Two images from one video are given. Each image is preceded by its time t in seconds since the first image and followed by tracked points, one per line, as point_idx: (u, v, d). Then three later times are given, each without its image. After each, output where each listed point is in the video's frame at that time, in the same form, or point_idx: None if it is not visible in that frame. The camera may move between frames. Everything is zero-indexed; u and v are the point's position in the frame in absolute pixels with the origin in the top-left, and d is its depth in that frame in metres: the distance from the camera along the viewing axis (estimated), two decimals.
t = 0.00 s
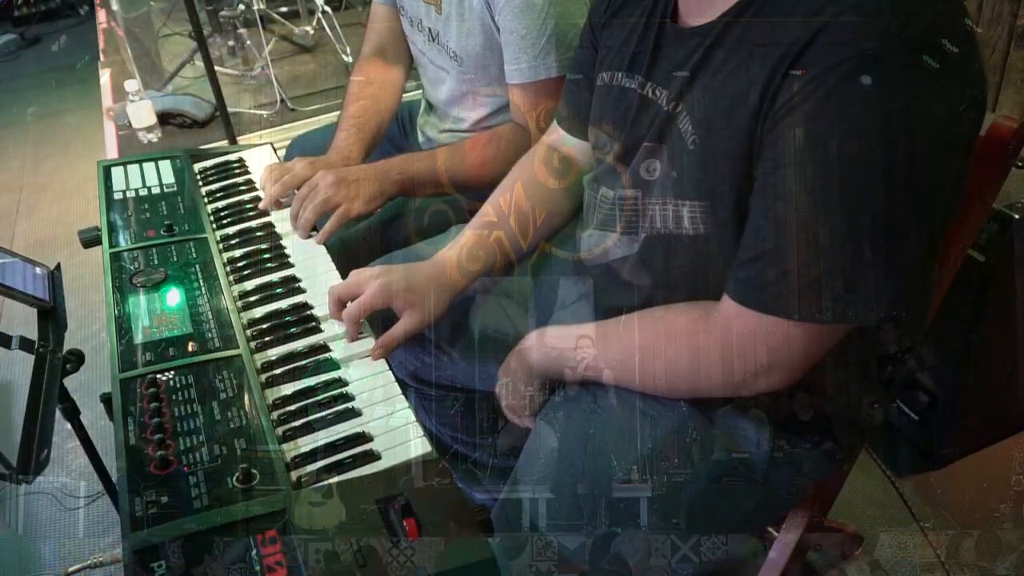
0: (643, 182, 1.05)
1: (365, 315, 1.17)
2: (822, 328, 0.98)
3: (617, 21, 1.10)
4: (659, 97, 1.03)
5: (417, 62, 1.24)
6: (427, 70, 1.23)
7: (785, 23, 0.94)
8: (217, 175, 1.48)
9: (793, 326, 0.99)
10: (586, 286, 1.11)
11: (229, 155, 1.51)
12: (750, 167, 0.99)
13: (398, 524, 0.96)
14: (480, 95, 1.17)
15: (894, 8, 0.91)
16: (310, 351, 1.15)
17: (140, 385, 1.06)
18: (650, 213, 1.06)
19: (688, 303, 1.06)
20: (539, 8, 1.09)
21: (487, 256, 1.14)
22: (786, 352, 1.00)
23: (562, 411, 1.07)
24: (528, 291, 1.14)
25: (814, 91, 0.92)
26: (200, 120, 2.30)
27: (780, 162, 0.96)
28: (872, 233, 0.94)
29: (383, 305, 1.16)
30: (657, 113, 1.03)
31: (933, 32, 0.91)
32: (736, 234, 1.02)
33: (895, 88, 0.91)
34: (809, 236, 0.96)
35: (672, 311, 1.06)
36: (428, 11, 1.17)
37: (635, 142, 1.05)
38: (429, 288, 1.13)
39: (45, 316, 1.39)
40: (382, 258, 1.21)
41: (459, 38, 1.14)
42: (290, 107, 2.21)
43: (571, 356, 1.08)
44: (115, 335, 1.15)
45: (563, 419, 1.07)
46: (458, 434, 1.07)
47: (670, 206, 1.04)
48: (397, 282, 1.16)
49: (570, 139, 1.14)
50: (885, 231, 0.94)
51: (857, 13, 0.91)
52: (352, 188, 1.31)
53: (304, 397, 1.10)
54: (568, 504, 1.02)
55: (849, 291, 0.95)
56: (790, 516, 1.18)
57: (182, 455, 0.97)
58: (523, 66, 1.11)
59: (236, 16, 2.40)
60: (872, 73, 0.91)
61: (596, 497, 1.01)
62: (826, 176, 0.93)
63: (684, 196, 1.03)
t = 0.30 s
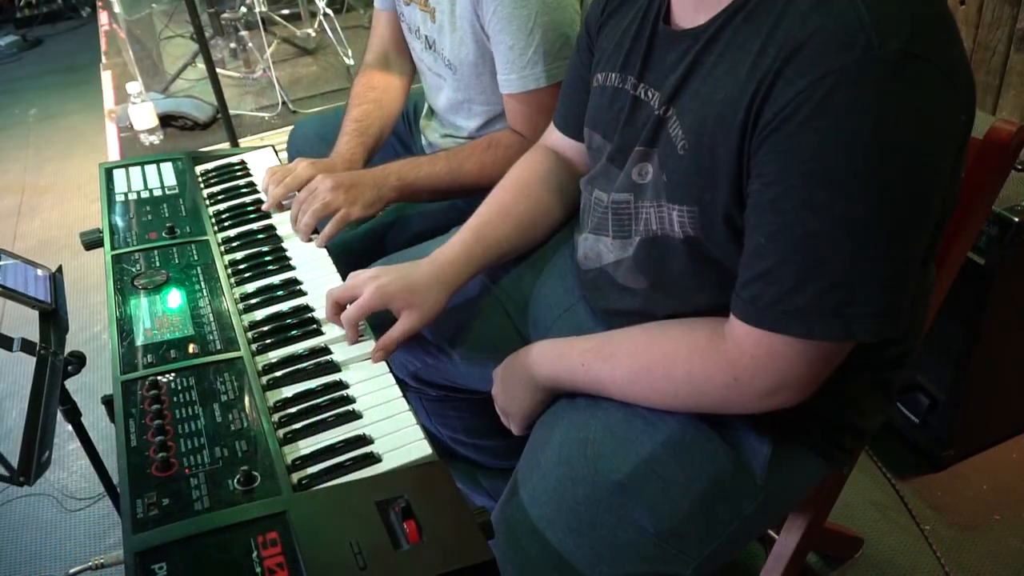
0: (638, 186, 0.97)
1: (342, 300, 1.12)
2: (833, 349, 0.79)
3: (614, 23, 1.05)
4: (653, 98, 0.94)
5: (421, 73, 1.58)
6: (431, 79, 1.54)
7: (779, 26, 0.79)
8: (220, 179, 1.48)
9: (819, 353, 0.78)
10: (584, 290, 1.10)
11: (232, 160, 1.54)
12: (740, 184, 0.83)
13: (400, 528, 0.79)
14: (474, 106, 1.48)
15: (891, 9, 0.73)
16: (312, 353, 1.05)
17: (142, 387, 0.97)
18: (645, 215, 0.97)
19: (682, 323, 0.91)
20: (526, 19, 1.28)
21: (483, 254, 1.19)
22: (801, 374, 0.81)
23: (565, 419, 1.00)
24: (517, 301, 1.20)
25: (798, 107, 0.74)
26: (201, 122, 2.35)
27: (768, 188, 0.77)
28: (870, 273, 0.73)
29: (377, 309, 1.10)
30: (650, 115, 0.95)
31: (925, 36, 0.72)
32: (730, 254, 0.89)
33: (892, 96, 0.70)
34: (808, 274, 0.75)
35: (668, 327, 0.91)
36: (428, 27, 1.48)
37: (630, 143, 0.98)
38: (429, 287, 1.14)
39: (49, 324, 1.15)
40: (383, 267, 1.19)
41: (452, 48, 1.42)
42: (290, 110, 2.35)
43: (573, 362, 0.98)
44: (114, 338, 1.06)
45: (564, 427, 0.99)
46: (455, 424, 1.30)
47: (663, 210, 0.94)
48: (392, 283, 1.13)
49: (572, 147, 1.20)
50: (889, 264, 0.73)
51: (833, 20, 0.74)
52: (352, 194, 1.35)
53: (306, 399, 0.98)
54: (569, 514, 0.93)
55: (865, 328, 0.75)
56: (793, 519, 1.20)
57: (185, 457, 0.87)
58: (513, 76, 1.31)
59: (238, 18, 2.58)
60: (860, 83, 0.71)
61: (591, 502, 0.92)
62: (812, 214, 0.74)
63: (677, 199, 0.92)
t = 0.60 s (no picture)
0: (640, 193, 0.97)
1: (343, 304, 1.11)
2: (833, 355, 0.79)
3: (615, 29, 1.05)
4: (654, 106, 0.94)
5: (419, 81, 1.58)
6: (430, 88, 1.54)
7: (783, 33, 0.79)
8: (222, 184, 1.48)
9: (822, 358, 0.79)
10: (587, 295, 1.11)
11: (232, 164, 1.54)
12: (744, 189, 0.83)
13: (398, 533, 0.79)
14: (473, 115, 1.49)
15: (895, 15, 0.73)
16: (313, 358, 1.06)
17: (143, 392, 0.97)
18: (647, 223, 0.98)
19: (685, 328, 0.91)
20: (517, 30, 1.27)
21: (484, 258, 1.19)
22: (802, 379, 0.81)
23: (566, 424, 1.00)
24: (518, 306, 1.20)
25: (803, 113, 0.74)
26: (203, 126, 2.35)
27: (773, 194, 0.77)
28: (875, 278, 0.73)
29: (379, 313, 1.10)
30: (652, 122, 0.95)
31: (929, 42, 0.72)
32: (733, 258, 0.89)
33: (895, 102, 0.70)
34: (813, 278, 0.75)
35: (671, 332, 0.91)
36: (425, 37, 1.48)
37: (631, 151, 0.99)
38: (429, 291, 1.14)
39: (51, 328, 1.15)
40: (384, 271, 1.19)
41: (447, 58, 1.43)
42: (291, 114, 2.38)
43: (574, 366, 0.98)
44: (117, 343, 1.06)
45: (565, 432, 0.99)
46: (456, 428, 1.30)
47: (669, 216, 0.93)
48: (393, 287, 1.13)
49: (571, 153, 1.21)
50: (893, 270, 0.73)
51: (837, 27, 0.74)
52: (354, 200, 1.35)
53: (307, 404, 0.98)
54: (568, 518, 0.93)
55: (869, 332, 0.75)
56: (791, 520, 1.20)
57: (185, 462, 0.87)
58: (507, 87, 1.32)
59: (241, 23, 2.55)
60: (865, 90, 0.71)
61: (592, 506, 0.92)
62: (817, 220, 0.74)
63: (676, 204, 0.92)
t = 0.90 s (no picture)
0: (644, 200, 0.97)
1: (346, 309, 1.12)
2: (837, 365, 0.79)
3: (619, 35, 1.05)
4: (659, 114, 0.94)
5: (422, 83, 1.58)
6: (432, 90, 1.54)
7: (791, 44, 0.79)
8: (222, 188, 1.48)
9: (825, 368, 0.79)
10: (588, 300, 1.11)
11: (233, 170, 1.54)
12: (749, 198, 0.83)
13: (398, 540, 0.79)
14: (473, 117, 1.49)
15: (903, 26, 0.73)
16: (313, 363, 1.05)
17: (143, 398, 0.97)
18: (650, 231, 0.98)
19: (689, 335, 0.91)
20: (519, 31, 1.27)
21: (484, 263, 1.19)
22: (806, 388, 0.81)
23: (566, 429, 1.00)
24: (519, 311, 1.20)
25: (810, 125, 0.74)
26: (204, 130, 2.37)
27: (780, 205, 0.77)
28: (880, 290, 0.73)
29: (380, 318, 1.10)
30: (657, 130, 0.94)
31: (938, 54, 0.72)
32: (738, 267, 0.89)
33: (902, 115, 0.70)
34: (819, 290, 0.75)
35: (674, 339, 0.91)
36: (428, 38, 1.49)
37: (636, 158, 0.98)
38: (429, 297, 1.15)
39: (51, 335, 1.14)
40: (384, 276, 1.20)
41: (449, 59, 1.43)
42: (291, 118, 2.39)
43: (577, 372, 0.98)
44: (116, 348, 1.06)
45: (566, 438, 0.99)
46: (456, 433, 1.31)
47: (673, 224, 0.93)
48: (394, 292, 1.14)
49: (572, 156, 1.21)
50: (897, 282, 0.73)
51: (847, 39, 0.74)
52: (354, 206, 1.36)
53: (308, 409, 0.98)
54: (568, 524, 0.93)
55: (873, 343, 0.75)
56: (792, 524, 1.21)
57: (185, 468, 0.87)
58: (508, 89, 1.32)
59: (241, 27, 2.55)
60: (873, 103, 0.71)
61: (592, 512, 0.92)
62: (824, 232, 0.74)
63: (681, 213, 0.92)
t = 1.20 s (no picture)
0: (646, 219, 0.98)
1: (347, 315, 1.12)
2: (833, 380, 0.79)
3: (621, 43, 1.05)
4: (661, 134, 0.94)
5: (427, 80, 1.58)
6: (438, 87, 1.54)
7: (791, 65, 0.78)
8: (223, 193, 1.48)
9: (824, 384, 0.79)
10: (589, 307, 1.11)
11: (234, 174, 1.54)
12: (749, 213, 0.84)
13: (399, 547, 0.79)
14: (480, 115, 1.49)
15: (905, 47, 0.73)
16: (314, 369, 1.06)
17: (144, 404, 0.97)
18: (652, 248, 0.98)
19: (688, 347, 0.91)
20: (543, 28, 1.28)
21: (486, 270, 1.20)
22: (802, 404, 0.81)
23: (566, 437, 1.00)
24: (520, 318, 1.20)
25: (809, 145, 0.74)
26: (205, 135, 2.37)
27: (781, 223, 0.77)
28: (877, 308, 0.74)
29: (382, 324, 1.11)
30: (659, 147, 0.94)
31: (940, 76, 0.72)
32: (739, 283, 0.89)
33: (902, 136, 0.71)
34: (815, 308, 0.75)
35: (671, 351, 0.92)
36: (438, 33, 1.48)
37: (638, 175, 0.99)
38: (431, 304, 1.15)
39: (52, 338, 1.14)
40: (385, 284, 1.20)
41: (463, 54, 1.43)
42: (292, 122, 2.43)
43: (578, 385, 0.98)
44: (118, 353, 1.06)
45: (566, 446, 0.99)
46: (456, 439, 1.31)
47: (675, 243, 0.93)
48: (396, 299, 1.14)
49: (574, 164, 1.21)
50: (893, 300, 0.74)
51: (846, 60, 0.74)
52: (359, 213, 1.36)
53: (308, 415, 0.98)
54: (568, 533, 0.93)
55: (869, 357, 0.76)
56: (792, 531, 1.21)
57: (186, 474, 0.87)
58: (526, 84, 1.32)
59: (242, 32, 2.54)
60: (873, 124, 0.71)
61: (593, 521, 0.91)
62: (824, 250, 0.74)
63: (682, 230, 0.92)
